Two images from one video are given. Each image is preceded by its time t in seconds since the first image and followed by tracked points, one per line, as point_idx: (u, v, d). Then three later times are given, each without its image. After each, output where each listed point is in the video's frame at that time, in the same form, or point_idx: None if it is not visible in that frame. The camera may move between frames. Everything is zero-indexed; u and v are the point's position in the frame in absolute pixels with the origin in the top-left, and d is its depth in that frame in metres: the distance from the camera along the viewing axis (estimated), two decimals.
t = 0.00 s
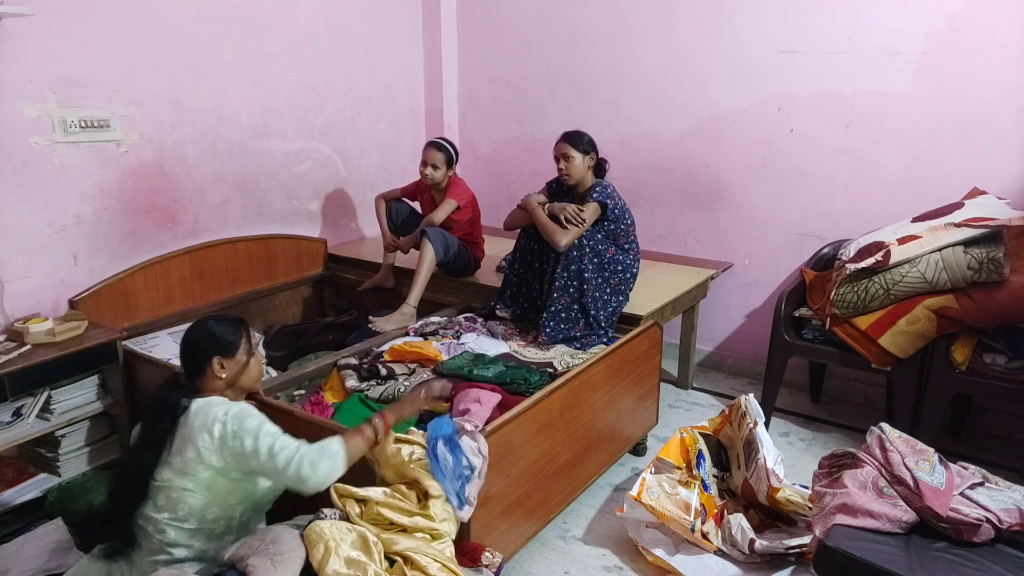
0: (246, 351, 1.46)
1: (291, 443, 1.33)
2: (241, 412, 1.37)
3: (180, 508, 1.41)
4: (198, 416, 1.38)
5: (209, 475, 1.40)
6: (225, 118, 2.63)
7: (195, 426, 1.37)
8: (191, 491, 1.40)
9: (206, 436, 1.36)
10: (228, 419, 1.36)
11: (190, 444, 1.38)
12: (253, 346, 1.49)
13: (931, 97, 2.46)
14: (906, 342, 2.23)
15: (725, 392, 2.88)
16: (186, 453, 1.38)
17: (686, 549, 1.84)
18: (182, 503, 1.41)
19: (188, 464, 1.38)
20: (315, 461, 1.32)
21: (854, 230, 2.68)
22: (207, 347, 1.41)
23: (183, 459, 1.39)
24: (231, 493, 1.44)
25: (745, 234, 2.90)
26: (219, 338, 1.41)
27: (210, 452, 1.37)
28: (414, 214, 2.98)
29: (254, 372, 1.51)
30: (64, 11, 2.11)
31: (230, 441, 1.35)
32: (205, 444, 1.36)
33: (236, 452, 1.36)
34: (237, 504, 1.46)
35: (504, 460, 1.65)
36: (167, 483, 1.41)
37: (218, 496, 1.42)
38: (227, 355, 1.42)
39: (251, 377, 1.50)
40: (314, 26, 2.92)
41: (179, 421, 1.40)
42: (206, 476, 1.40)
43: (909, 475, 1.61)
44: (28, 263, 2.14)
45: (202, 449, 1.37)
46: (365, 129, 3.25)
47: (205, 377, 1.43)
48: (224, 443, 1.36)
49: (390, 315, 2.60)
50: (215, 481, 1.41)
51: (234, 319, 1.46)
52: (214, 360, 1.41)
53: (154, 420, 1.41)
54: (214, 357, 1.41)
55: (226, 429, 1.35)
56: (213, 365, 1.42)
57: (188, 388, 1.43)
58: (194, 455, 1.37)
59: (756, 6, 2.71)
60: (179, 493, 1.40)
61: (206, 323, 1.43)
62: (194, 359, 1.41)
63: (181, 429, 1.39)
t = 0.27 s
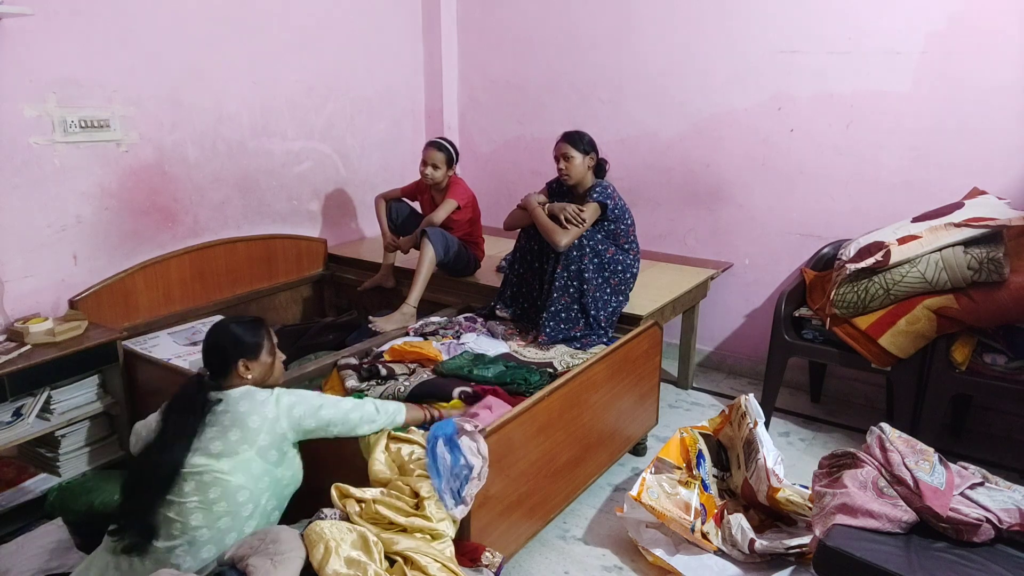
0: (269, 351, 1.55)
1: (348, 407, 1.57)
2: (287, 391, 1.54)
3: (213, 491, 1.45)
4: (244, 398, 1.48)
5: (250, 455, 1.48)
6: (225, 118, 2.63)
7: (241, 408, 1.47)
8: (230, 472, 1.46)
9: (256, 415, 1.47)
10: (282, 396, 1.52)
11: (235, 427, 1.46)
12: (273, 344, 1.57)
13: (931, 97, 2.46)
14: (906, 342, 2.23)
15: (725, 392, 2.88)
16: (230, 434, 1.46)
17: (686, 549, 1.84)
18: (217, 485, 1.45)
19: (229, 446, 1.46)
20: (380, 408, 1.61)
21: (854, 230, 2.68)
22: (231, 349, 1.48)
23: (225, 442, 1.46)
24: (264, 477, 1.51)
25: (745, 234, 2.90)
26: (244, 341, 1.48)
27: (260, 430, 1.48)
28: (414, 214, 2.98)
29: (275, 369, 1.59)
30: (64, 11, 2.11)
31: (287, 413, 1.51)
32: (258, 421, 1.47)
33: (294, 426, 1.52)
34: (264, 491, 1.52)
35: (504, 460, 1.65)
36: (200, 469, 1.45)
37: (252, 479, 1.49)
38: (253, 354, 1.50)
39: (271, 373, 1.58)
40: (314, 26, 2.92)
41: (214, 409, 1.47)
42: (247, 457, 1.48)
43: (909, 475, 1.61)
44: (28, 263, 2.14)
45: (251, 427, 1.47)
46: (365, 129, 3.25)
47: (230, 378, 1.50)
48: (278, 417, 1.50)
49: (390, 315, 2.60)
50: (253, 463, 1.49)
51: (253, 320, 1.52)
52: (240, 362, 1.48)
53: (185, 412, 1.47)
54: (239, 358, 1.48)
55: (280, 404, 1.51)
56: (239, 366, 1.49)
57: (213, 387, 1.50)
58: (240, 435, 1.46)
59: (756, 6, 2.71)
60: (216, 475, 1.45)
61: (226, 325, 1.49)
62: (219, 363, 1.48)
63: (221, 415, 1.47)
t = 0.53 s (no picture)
0: (244, 347, 1.48)
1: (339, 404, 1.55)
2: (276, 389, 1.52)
3: (210, 495, 1.43)
4: (234, 401, 1.45)
5: (245, 456, 1.47)
6: (225, 117, 2.63)
7: (233, 411, 1.44)
8: (226, 475, 1.45)
9: (250, 416, 1.45)
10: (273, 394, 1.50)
11: (228, 429, 1.44)
12: (248, 339, 1.50)
13: (931, 97, 2.46)
14: (906, 342, 2.23)
15: (725, 392, 2.88)
16: (224, 437, 1.44)
17: (686, 549, 1.83)
18: (214, 489, 1.44)
19: (224, 448, 1.44)
20: (371, 410, 1.60)
21: (855, 230, 2.68)
22: (206, 352, 1.41)
23: (219, 445, 1.44)
24: (259, 475, 1.50)
25: (745, 234, 2.90)
26: (215, 343, 1.41)
27: (254, 431, 1.46)
28: (414, 214, 2.98)
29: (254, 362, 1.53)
30: (64, 11, 2.11)
31: (280, 411, 1.49)
32: (252, 423, 1.46)
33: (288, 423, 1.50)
34: (261, 488, 1.52)
35: (504, 460, 1.65)
36: (195, 474, 1.44)
37: (249, 479, 1.48)
38: (228, 355, 1.43)
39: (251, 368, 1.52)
40: (314, 26, 2.92)
41: (203, 414, 1.44)
42: (242, 458, 1.46)
43: (909, 475, 1.61)
44: (28, 263, 2.14)
45: (245, 429, 1.45)
46: (365, 129, 3.25)
47: (208, 379, 1.45)
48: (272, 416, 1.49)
49: (390, 315, 2.60)
50: (249, 463, 1.48)
51: (223, 317, 1.45)
52: (216, 364, 1.42)
53: (164, 419, 1.41)
54: (215, 360, 1.42)
55: (271, 403, 1.49)
56: (215, 368, 1.43)
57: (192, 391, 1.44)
58: (235, 437, 1.45)
59: (756, 6, 2.71)
60: (212, 479, 1.44)
61: (196, 326, 1.42)
62: (194, 366, 1.42)
63: (211, 418, 1.44)
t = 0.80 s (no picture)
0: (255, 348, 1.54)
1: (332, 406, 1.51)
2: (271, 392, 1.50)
3: (203, 499, 1.44)
4: (225, 405, 1.45)
5: (237, 461, 1.46)
6: (225, 117, 2.63)
7: (224, 415, 1.45)
8: (219, 480, 1.45)
9: (239, 421, 1.45)
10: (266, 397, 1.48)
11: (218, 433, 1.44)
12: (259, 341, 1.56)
13: (931, 97, 2.46)
14: (906, 342, 2.23)
15: (725, 392, 2.88)
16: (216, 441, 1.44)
17: (686, 549, 1.83)
18: (207, 493, 1.44)
19: (216, 452, 1.44)
20: (366, 410, 1.54)
21: (855, 230, 2.68)
22: (217, 351, 1.46)
23: (210, 449, 1.45)
24: (256, 480, 1.49)
25: (745, 234, 2.90)
26: (228, 343, 1.47)
27: (244, 436, 1.45)
28: (414, 214, 2.98)
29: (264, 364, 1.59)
30: (64, 11, 2.11)
31: (270, 417, 1.47)
32: (241, 428, 1.45)
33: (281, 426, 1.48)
34: (258, 493, 1.50)
35: (504, 460, 1.65)
36: (189, 476, 1.45)
37: (243, 484, 1.47)
38: (238, 355, 1.48)
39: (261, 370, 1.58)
40: (314, 26, 2.92)
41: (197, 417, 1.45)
42: (235, 463, 1.46)
43: (909, 475, 1.61)
44: (28, 263, 2.14)
45: (234, 433, 1.45)
46: (366, 129, 3.25)
47: (216, 378, 1.50)
48: (263, 420, 1.47)
49: (390, 315, 2.60)
50: (242, 469, 1.47)
51: (235, 318, 1.50)
52: (227, 363, 1.48)
53: (164, 419, 1.44)
54: (225, 359, 1.47)
55: (261, 408, 1.47)
56: (226, 366, 1.49)
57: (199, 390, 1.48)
58: (225, 442, 1.44)
59: (756, 6, 2.71)
60: (205, 483, 1.44)
61: (210, 325, 1.48)
62: (206, 364, 1.47)
63: (203, 421, 1.45)
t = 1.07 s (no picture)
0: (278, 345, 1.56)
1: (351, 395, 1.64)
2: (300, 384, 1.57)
3: (234, 486, 1.47)
4: (260, 396, 1.50)
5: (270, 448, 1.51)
6: (225, 117, 2.63)
7: (260, 404, 1.49)
8: (250, 467, 1.49)
9: (276, 410, 1.50)
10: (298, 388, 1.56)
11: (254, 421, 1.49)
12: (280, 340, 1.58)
13: (931, 97, 2.46)
14: (906, 342, 2.23)
15: (725, 392, 2.88)
16: (252, 429, 1.49)
17: (686, 550, 1.83)
18: (238, 480, 1.47)
19: (251, 439, 1.49)
20: (383, 397, 1.69)
21: (855, 230, 2.68)
22: (242, 350, 1.48)
23: (246, 436, 1.49)
24: (283, 469, 1.54)
25: (745, 234, 2.90)
26: (253, 342, 1.49)
27: (281, 424, 1.51)
28: (414, 214, 2.98)
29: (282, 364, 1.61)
30: (64, 11, 2.11)
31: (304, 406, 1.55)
32: (276, 416, 1.50)
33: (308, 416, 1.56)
34: (281, 482, 1.55)
35: (504, 460, 1.65)
36: (220, 463, 1.47)
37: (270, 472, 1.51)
38: (265, 352, 1.51)
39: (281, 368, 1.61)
40: (314, 26, 2.92)
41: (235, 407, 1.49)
42: (268, 450, 1.51)
43: (909, 475, 1.61)
44: (28, 263, 2.14)
45: (271, 422, 1.50)
46: (366, 129, 3.25)
47: (242, 376, 1.51)
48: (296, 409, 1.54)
49: (390, 315, 2.60)
50: (273, 456, 1.52)
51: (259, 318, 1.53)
52: (254, 361, 1.50)
53: (197, 410, 1.45)
54: (250, 357, 1.49)
55: (295, 398, 1.54)
56: (252, 364, 1.51)
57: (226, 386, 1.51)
58: (263, 429, 1.49)
59: (756, 5, 2.71)
60: (238, 470, 1.47)
61: (234, 325, 1.49)
62: (232, 363, 1.49)
63: (240, 412, 1.48)
